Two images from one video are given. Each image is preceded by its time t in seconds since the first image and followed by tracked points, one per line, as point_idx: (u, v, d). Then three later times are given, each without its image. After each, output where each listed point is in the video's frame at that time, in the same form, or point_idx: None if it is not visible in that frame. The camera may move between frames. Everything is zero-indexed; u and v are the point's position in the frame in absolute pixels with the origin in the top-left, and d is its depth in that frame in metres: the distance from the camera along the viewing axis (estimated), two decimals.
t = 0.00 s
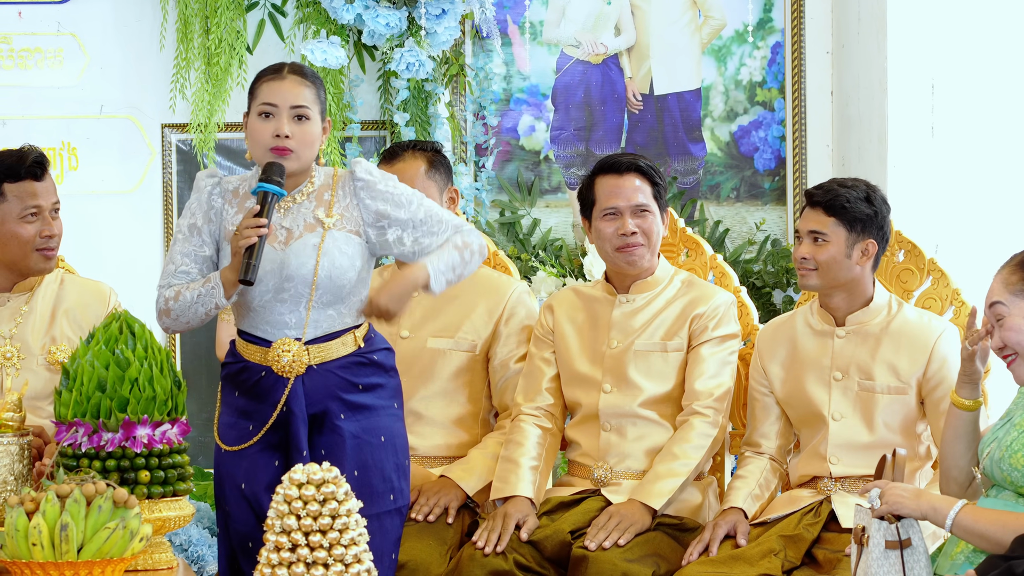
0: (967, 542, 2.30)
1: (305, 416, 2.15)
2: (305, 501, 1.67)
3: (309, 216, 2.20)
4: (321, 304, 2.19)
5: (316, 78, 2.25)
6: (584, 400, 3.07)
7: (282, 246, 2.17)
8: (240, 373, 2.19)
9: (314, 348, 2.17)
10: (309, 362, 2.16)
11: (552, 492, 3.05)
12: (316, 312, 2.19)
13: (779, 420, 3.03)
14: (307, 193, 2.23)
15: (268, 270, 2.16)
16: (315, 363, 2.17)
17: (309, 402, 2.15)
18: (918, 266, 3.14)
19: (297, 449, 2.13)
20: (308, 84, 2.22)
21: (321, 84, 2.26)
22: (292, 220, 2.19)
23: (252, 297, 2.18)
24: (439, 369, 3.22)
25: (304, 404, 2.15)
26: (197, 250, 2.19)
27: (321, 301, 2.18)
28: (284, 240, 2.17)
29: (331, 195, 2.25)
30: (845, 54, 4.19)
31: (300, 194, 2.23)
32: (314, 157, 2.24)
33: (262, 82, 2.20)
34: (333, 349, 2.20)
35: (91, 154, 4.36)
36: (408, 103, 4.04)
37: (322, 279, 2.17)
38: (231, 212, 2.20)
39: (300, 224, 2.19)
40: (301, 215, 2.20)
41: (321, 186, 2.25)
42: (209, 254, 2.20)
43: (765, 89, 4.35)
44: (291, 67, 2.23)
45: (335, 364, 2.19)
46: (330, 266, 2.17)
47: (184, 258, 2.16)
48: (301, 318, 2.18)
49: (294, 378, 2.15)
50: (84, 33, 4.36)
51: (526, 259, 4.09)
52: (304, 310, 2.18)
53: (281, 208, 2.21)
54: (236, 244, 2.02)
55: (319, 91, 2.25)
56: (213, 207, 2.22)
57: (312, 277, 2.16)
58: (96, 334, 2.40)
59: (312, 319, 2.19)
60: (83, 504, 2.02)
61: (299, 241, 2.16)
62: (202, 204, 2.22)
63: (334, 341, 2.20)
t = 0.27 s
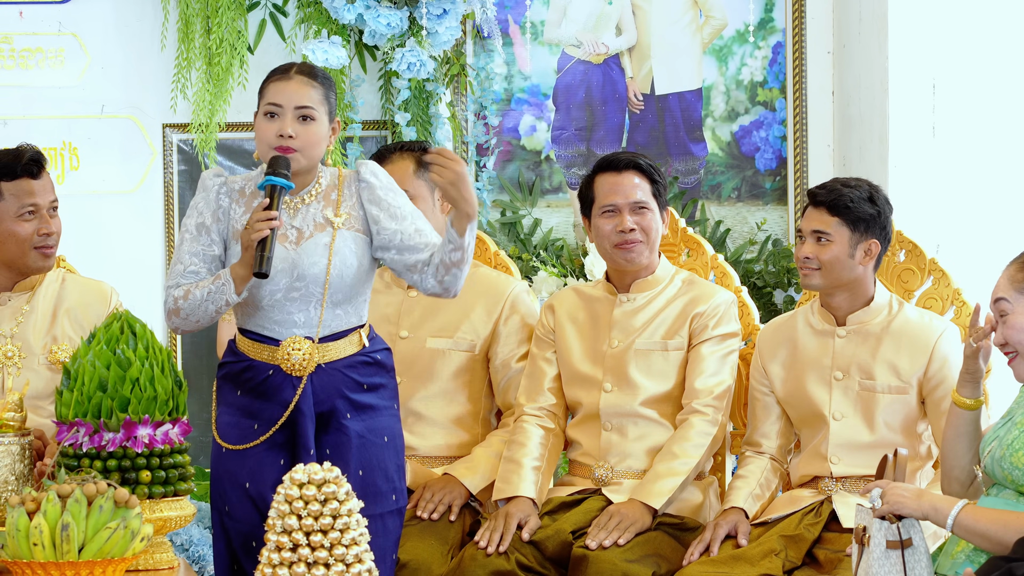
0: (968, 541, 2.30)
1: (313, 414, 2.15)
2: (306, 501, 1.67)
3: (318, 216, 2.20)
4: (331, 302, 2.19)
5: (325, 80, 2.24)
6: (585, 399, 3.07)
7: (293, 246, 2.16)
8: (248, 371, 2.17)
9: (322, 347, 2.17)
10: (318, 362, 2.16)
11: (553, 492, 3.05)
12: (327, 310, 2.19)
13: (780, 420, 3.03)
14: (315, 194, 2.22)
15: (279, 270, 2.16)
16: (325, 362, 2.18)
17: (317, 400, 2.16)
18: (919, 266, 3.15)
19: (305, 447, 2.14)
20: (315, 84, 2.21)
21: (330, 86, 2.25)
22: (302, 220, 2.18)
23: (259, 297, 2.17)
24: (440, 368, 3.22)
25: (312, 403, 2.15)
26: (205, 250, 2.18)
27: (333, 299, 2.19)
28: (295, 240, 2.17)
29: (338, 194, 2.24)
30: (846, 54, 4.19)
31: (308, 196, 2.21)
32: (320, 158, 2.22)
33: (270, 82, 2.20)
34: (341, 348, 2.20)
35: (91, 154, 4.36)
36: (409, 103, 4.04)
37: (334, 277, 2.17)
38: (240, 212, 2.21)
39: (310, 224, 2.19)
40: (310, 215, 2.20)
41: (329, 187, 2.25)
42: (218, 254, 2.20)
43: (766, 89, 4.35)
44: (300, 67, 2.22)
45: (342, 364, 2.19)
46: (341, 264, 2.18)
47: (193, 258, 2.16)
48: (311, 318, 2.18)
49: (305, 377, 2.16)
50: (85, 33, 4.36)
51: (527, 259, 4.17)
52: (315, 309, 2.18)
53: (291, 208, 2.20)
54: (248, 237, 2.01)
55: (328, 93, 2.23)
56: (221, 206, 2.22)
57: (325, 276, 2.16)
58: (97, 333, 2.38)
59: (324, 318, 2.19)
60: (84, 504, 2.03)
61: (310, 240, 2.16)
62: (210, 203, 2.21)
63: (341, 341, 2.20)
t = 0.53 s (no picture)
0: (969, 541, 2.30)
1: (308, 412, 2.16)
2: (307, 500, 1.67)
3: (318, 216, 2.21)
4: (325, 302, 2.19)
5: (322, 80, 2.22)
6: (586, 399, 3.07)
7: (289, 244, 2.17)
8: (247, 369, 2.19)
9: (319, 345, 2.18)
10: (311, 359, 2.17)
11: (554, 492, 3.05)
12: (321, 310, 2.19)
13: (781, 420, 3.03)
14: (317, 194, 2.23)
15: (275, 267, 2.17)
16: (320, 360, 2.18)
17: (312, 398, 2.17)
18: (920, 266, 3.14)
19: (299, 445, 2.14)
20: (308, 83, 2.19)
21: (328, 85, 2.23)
22: (301, 219, 2.19)
23: (257, 295, 2.18)
24: (441, 369, 3.22)
25: (307, 400, 2.16)
26: (205, 251, 2.19)
27: (325, 298, 2.18)
28: (292, 238, 2.18)
29: (341, 196, 2.25)
30: (847, 53, 4.19)
31: (311, 194, 2.22)
32: (312, 157, 2.21)
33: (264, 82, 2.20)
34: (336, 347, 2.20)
35: (92, 154, 4.36)
36: (410, 103, 4.04)
37: (326, 276, 2.17)
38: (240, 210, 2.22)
39: (308, 223, 2.19)
40: (309, 215, 2.20)
41: (333, 188, 2.25)
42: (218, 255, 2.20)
43: (767, 89, 4.35)
44: (296, 67, 2.21)
45: (339, 363, 2.19)
46: (335, 264, 2.17)
47: (193, 260, 2.17)
48: (305, 316, 2.18)
49: (300, 374, 2.16)
50: (86, 33, 4.36)
51: (527, 259, 4.17)
52: (308, 307, 2.18)
53: (290, 207, 2.21)
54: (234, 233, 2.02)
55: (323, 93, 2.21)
56: (221, 208, 2.21)
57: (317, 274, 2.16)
58: (98, 333, 2.38)
59: (316, 317, 2.19)
60: (85, 504, 2.03)
61: (305, 239, 2.17)
62: (211, 205, 2.21)
63: (337, 340, 2.20)
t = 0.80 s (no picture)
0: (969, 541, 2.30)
1: (296, 412, 2.19)
2: (307, 500, 1.67)
3: (314, 213, 2.25)
4: (315, 300, 2.21)
5: (309, 79, 2.27)
6: (586, 399, 3.07)
7: (282, 240, 2.23)
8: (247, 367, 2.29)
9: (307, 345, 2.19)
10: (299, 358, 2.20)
11: (554, 492, 3.05)
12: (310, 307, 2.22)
13: (782, 420, 3.03)
14: (318, 191, 2.28)
15: (267, 261, 2.24)
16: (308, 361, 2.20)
17: (300, 399, 2.20)
18: (920, 266, 3.15)
19: (289, 445, 2.19)
20: (290, 83, 2.26)
21: (314, 84, 2.27)
22: (296, 216, 2.25)
23: (254, 288, 2.27)
24: (441, 369, 3.22)
25: (295, 401, 2.20)
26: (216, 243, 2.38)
27: (313, 296, 2.21)
28: (286, 234, 2.23)
29: (342, 194, 2.27)
30: (848, 53, 4.19)
31: (312, 190, 2.28)
32: (292, 155, 2.27)
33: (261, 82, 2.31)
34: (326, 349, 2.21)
35: (93, 154, 4.36)
36: (410, 103, 4.04)
37: (314, 274, 2.20)
38: (252, 205, 2.37)
39: (303, 219, 2.24)
40: (306, 212, 2.25)
41: (336, 186, 2.29)
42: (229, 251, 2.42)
43: (767, 89, 4.35)
44: (289, 67, 2.29)
45: (330, 364, 2.20)
46: (322, 262, 2.19)
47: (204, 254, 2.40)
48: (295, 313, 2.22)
49: (287, 373, 2.20)
50: (86, 33, 4.37)
51: (528, 259, 4.15)
52: (297, 304, 2.22)
53: (289, 204, 2.29)
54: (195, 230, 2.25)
55: (305, 92, 2.26)
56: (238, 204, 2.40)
57: (304, 271, 2.20)
58: (98, 333, 2.37)
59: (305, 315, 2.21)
60: (85, 504, 2.03)
61: (296, 236, 2.22)
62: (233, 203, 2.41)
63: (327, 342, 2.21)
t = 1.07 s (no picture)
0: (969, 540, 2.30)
1: (289, 415, 2.23)
2: (307, 500, 1.67)
3: (303, 215, 2.27)
4: (303, 303, 2.23)
5: (302, 81, 2.27)
6: (585, 399, 3.07)
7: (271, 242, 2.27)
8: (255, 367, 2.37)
9: (297, 349, 2.24)
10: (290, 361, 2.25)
11: (554, 492, 3.05)
12: (297, 309, 2.24)
13: (782, 420, 3.03)
14: (310, 193, 2.30)
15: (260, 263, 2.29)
16: (299, 363, 2.24)
17: (292, 402, 2.24)
18: (920, 266, 3.15)
19: (284, 447, 2.24)
20: (282, 85, 2.26)
21: (306, 86, 2.27)
22: (286, 218, 2.28)
23: (252, 288, 2.33)
24: (440, 369, 3.22)
25: (288, 404, 2.23)
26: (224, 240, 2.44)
27: (298, 299, 2.23)
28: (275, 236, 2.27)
29: (332, 195, 2.28)
30: (848, 53, 4.19)
31: (305, 192, 2.30)
32: (285, 156, 2.28)
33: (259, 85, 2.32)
34: (316, 352, 2.23)
35: (93, 154, 4.36)
36: (410, 103, 4.04)
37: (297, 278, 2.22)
38: (255, 203, 2.40)
39: (292, 221, 2.27)
40: (296, 214, 2.28)
41: (328, 187, 2.30)
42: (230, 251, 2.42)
43: (767, 89, 4.35)
44: (284, 68, 2.29)
45: (321, 367, 2.23)
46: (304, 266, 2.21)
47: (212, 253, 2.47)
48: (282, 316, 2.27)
49: (278, 375, 2.26)
50: (86, 33, 4.36)
51: (527, 259, 4.16)
52: (285, 306, 2.25)
53: (284, 205, 2.32)
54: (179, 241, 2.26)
55: (296, 94, 2.26)
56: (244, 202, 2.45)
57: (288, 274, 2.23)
58: (98, 332, 2.37)
59: (292, 317, 2.25)
60: (85, 504, 2.03)
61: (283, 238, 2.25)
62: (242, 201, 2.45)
63: (318, 344, 2.23)
